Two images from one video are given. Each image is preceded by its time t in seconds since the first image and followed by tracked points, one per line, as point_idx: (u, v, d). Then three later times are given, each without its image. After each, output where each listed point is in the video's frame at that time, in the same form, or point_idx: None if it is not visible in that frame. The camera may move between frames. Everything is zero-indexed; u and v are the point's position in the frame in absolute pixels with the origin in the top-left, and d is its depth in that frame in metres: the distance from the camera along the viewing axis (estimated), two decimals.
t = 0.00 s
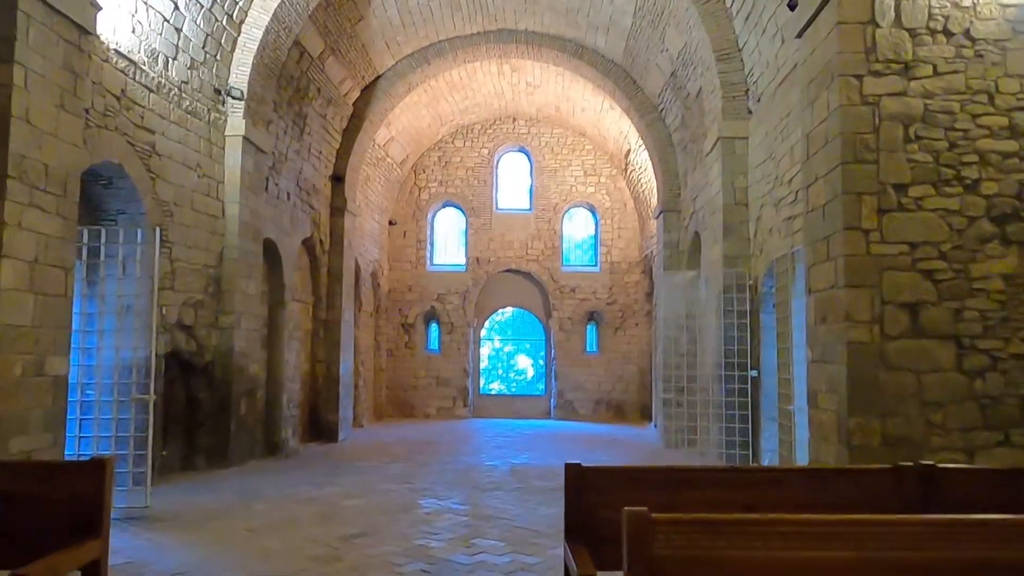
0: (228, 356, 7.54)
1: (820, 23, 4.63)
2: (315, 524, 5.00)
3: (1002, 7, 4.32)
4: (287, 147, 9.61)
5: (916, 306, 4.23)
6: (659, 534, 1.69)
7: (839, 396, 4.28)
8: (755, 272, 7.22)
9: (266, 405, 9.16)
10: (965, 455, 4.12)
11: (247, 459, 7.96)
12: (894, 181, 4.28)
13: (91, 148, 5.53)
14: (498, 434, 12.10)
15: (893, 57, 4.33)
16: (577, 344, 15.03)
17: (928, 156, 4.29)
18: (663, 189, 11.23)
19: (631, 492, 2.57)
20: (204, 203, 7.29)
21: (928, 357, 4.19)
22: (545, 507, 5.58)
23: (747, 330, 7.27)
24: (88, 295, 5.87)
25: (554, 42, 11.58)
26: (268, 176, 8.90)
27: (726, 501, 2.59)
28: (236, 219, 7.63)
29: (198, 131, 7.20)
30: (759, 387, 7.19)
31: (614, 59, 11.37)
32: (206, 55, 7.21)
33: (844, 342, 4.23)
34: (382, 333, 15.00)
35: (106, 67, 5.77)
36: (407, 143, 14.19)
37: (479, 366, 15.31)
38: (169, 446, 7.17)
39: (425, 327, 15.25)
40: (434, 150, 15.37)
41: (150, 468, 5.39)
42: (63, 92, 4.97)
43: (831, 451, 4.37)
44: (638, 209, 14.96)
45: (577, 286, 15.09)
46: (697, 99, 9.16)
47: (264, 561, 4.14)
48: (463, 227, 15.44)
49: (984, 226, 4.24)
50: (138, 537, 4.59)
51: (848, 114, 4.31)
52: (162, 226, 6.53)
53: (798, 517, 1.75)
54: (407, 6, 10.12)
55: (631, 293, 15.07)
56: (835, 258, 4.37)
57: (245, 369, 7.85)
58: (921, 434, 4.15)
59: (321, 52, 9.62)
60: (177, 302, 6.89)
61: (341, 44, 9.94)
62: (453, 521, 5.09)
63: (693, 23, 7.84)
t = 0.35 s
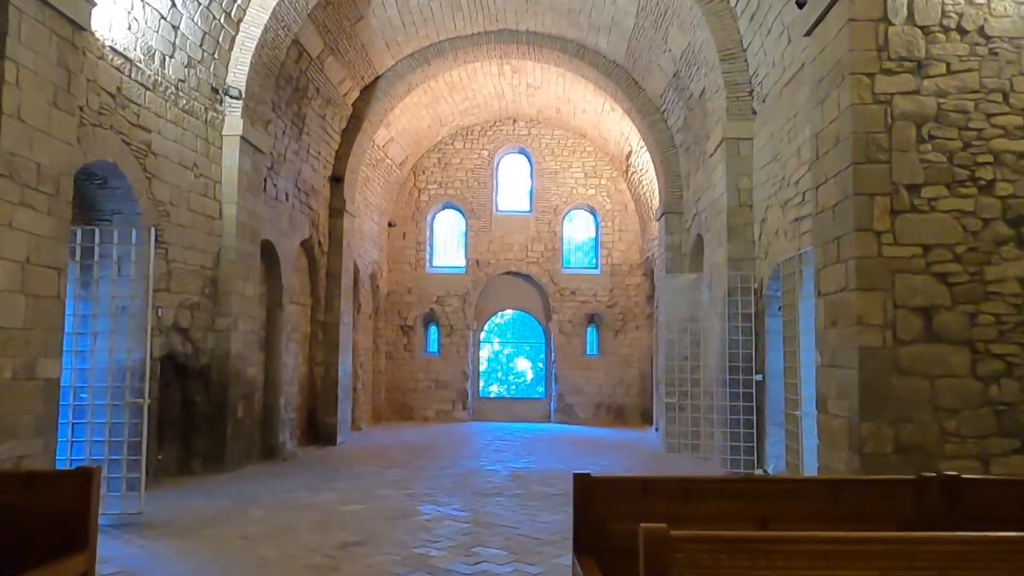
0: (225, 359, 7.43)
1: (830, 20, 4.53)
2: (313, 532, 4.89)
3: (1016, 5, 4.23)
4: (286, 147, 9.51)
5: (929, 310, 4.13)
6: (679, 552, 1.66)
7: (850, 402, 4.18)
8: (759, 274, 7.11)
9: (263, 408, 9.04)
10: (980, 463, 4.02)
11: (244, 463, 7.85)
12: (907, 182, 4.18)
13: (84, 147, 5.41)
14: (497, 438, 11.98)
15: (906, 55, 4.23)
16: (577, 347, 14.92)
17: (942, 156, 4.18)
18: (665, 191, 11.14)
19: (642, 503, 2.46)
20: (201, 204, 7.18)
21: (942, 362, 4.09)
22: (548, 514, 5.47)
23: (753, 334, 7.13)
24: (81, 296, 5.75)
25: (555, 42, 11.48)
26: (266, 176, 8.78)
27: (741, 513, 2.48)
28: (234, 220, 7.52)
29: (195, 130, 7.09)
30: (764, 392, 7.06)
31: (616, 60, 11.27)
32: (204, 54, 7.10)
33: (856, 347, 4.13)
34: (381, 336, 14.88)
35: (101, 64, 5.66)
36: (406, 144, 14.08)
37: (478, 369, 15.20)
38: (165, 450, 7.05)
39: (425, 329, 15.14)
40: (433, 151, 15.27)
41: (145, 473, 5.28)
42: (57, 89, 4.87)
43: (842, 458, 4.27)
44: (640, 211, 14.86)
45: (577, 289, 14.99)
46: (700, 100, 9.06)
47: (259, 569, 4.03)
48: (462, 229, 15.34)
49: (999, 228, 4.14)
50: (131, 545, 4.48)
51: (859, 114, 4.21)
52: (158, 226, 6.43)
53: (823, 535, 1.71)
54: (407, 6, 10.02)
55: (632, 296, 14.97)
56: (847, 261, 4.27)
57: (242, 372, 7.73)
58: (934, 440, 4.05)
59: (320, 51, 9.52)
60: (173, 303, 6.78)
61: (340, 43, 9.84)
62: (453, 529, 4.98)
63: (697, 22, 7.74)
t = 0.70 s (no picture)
0: (221, 362, 7.28)
1: (845, 18, 4.44)
2: (312, 540, 4.74)
3: None
4: (284, 148, 9.38)
5: (948, 314, 4.02)
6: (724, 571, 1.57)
7: (866, 408, 4.07)
8: (766, 279, 6.99)
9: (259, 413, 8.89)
10: (1001, 471, 3.90)
11: (240, 469, 7.69)
12: (925, 182, 4.07)
13: (78, 144, 5.27)
14: (496, 444, 11.83)
15: (924, 52, 4.13)
16: (576, 352, 14.79)
17: (960, 156, 4.08)
18: (666, 194, 11.05)
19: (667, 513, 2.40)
20: (198, 204, 7.05)
21: (961, 367, 3.98)
22: (552, 523, 5.33)
23: (758, 340, 7.01)
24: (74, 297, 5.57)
25: (555, 44, 11.38)
26: (263, 177, 8.64)
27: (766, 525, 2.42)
28: (231, 221, 7.38)
29: (192, 129, 6.96)
30: (771, 398, 6.92)
31: (617, 62, 11.18)
32: (201, 52, 6.98)
33: (872, 352, 4.02)
34: (378, 340, 14.73)
35: (96, 61, 5.52)
36: (405, 147, 13.96)
37: (476, 374, 15.06)
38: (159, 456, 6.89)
39: (422, 334, 15.01)
40: (431, 155, 15.15)
41: (138, 479, 5.07)
42: (51, 84, 4.74)
43: (858, 466, 4.15)
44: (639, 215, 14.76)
45: (576, 293, 14.88)
46: (704, 102, 8.98)
47: None
48: (460, 233, 15.22)
49: (1020, 230, 4.03)
50: (123, 554, 4.33)
51: (875, 113, 4.11)
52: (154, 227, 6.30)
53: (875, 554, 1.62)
54: (407, 7, 9.92)
55: (631, 301, 14.86)
56: (863, 263, 4.16)
57: (238, 376, 7.58)
58: (954, 448, 3.94)
59: (319, 52, 9.40)
60: (169, 306, 6.64)
61: (339, 44, 9.72)
62: (456, 538, 4.84)
63: (702, 23, 7.65)
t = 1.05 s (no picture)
0: (222, 365, 7.13)
1: (867, 11, 4.32)
2: (316, 549, 4.60)
3: None
4: (285, 148, 9.24)
5: (975, 315, 3.90)
6: None
7: (890, 412, 3.95)
8: (778, 280, 6.85)
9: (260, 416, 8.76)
10: None
11: (241, 474, 7.55)
12: (951, 180, 3.96)
13: (76, 142, 5.13)
14: (498, 447, 11.69)
15: (949, 46, 4.02)
16: (578, 353, 14.67)
17: (987, 153, 3.97)
18: (671, 195, 10.94)
19: (704, 528, 2.27)
20: (198, 203, 6.91)
21: (988, 371, 3.86)
22: (563, 530, 5.20)
23: (770, 342, 6.85)
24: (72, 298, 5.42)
25: (559, 43, 11.27)
26: (264, 176, 8.50)
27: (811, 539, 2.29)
28: (232, 221, 7.25)
29: (192, 127, 6.82)
30: (783, 401, 6.78)
31: (621, 62, 11.07)
32: (201, 48, 6.84)
33: (897, 354, 3.90)
34: (378, 342, 14.59)
35: (95, 56, 5.38)
36: (405, 147, 13.83)
37: (477, 376, 14.92)
38: (159, 461, 6.74)
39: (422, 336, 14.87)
40: (432, 155, 15.03)
41: (137, 485, 4.93)
42: (48, 79, 4.60)
43: (883, 473, 4.02)
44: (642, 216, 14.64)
45: (578, 295, 14.75)
46: (711, 101, 8.87)
47: None
48: (461, 234, 15.09)
49: None
50: (122, 564, 4.18)
51: (900, 108, 3.99)
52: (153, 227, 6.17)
53: None
54: (409, 4, 9.79)
55: (633, 302, 14.74)
56: (887, 264, 4.04)
57: (239, 379, 7.44)
58: (982, 454, 3.81)
59: (321, 50, 9.27)
60: (169, 307, 6.50)
61: (341, 42, 9.60)
62: (466, 546, 4.71)
63: (711, 20, 7.54)
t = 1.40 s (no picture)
0: (217, 365, 6.99)
1: None
2: (314, 554, 4.46)
3: None
4: (281, 145, 9.09)
5: (996, 312, 3.77)
6: None
7: (908, 413, 3.82)
8: (784, 278, 6.72)
9: (256, 418, 8.61)
10: None
11: (237, 476, 7.40)
12: (971, 172, 3.83)
13: (67, 135, 4.98)
14: (497, 448, 11.54)
15: (968, 35, 3.89)
16: (577, 354, 14.53)
17: (1008, 145, 3.85)
18: (672, 193, 10.82)
19: (730, 537, 2.12)
20: (193, 200, 6.76)
21: (1010, 370, 3.73)
22: (568, 535, 5.06)
23: (776, 341, 6.72)
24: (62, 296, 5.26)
25: (559, 40, 11.13)
26: (261, 174, 8.36)
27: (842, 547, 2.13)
28: (228, 218, 7.10)
29: (187, 122, 6.67)
30: (790, 401, 6.65)
31: (622, 59, 10.94)
32: (197, 42, 6.70)
33: (916, 353, 3.78)
34: (376, 343, 14.44)
35: (87, 48, 5.22)
36: (403, 146, 13.69)
37: (475, 377, 14.79)
38: (152, 464, 6.59)
39: (421, 336, 14.73)
40: (430, 154, 14.88)
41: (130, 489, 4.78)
42: (37, 69, 4.46)
43: (900, 475, 3.90)
44: (642, 216, 14.52)
45: (577, 295, 14.62)
46: (714, 98, 8.76)
47: None
48: (459, 234, 14.96)
49: None
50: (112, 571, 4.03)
51: (917, 98, 3.86)
52: (146, 224, 6.02)
53: None
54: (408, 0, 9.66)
55: (634, 303, 14.61)
56: (904, 259, 3.91)
57: (235, 380, 7.30)
58: (1004, 455, 3.69)
59: (318, 46, 9.13)
60: (163, 306, 6.35)
61: (338, 38, 9.46)
62: (468, 551, 4.57)
63: (715, 14, 7.41)
